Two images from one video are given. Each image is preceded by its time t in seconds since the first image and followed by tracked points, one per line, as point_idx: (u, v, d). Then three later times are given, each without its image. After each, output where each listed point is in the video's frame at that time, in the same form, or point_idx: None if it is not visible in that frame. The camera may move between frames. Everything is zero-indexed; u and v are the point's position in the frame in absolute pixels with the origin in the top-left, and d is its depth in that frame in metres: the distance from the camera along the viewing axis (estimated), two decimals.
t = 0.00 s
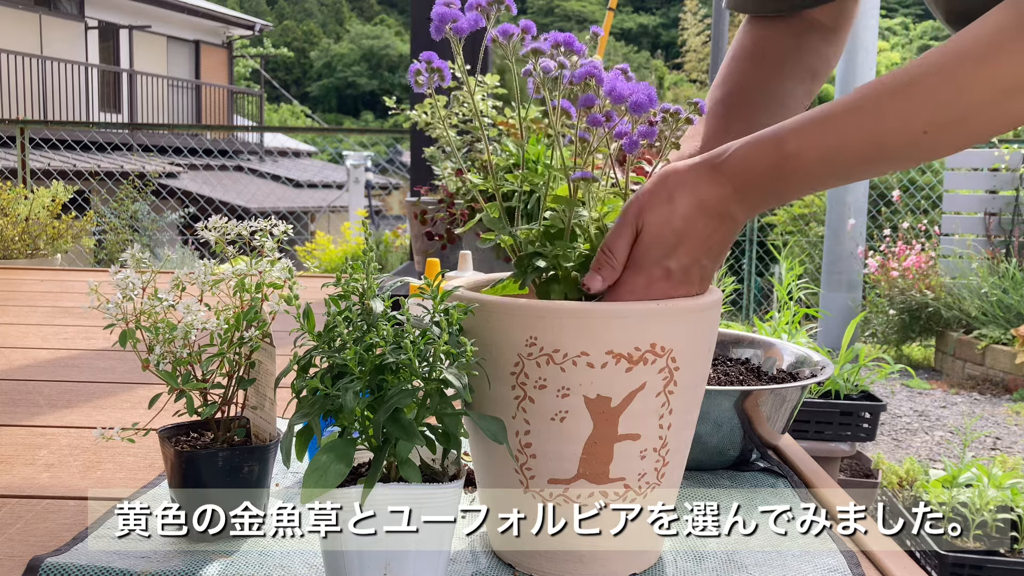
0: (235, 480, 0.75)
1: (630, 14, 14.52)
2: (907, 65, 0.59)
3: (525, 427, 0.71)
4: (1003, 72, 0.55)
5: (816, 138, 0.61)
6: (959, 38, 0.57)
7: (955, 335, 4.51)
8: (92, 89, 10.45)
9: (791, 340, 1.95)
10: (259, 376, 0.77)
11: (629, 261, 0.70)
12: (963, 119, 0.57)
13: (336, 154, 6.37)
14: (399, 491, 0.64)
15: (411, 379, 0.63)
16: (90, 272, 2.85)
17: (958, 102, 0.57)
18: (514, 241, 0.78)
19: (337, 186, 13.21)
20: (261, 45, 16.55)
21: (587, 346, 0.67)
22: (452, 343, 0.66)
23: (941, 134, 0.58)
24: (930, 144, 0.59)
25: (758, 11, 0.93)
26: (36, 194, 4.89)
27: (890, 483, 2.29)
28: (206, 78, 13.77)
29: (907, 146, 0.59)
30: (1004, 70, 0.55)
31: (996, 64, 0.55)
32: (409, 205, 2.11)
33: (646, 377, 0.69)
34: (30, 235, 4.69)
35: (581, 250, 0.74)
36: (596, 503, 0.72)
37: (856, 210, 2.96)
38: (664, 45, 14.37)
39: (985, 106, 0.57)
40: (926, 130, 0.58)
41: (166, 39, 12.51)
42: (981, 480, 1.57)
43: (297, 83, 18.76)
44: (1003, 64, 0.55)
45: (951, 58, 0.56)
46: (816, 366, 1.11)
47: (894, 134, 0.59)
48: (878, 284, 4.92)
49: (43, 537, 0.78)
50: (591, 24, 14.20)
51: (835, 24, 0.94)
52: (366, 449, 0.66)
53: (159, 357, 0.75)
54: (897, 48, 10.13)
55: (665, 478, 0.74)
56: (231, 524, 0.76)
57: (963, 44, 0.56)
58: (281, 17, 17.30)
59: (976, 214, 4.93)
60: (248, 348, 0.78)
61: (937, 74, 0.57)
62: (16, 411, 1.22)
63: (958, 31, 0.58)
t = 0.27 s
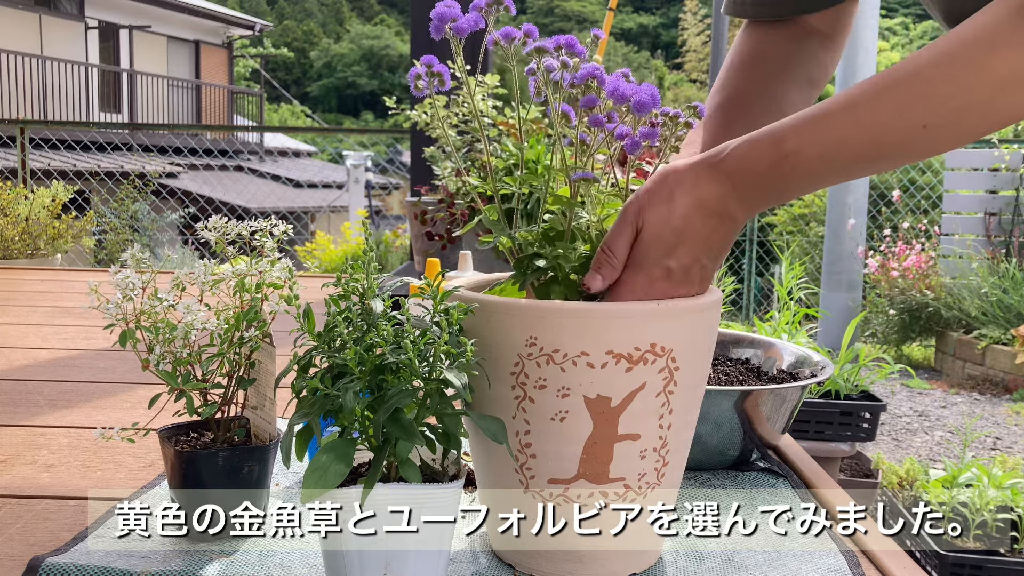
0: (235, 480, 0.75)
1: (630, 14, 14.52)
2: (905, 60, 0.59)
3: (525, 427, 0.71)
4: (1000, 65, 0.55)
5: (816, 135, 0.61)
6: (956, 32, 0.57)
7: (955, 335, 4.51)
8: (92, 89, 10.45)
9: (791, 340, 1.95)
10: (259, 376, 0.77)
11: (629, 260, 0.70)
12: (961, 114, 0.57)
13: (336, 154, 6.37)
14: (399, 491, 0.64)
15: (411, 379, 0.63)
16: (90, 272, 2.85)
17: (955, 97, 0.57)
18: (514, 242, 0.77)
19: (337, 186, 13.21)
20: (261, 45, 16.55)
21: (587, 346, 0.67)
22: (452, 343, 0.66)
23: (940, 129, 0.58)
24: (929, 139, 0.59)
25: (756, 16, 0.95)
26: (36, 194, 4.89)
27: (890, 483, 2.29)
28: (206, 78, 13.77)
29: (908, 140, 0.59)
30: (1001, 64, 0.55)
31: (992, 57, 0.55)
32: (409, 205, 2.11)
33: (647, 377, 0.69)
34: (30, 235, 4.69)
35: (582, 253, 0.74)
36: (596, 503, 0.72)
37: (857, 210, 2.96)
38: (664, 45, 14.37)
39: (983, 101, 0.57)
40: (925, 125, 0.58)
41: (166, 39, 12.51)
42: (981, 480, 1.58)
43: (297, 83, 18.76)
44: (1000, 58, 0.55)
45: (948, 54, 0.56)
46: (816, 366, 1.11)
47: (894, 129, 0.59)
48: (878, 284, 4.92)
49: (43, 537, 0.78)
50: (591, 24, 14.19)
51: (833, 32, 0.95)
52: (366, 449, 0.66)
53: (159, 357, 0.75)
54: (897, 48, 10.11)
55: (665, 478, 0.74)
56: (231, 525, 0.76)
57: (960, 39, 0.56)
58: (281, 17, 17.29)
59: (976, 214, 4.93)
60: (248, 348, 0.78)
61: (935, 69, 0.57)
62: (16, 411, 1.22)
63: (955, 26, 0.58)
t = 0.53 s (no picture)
0: (235, 480, 0.75)
1: (630, 14, 14.51)
2: (912, 52, 0.59)
3: (525, 427, 0.71)
4: (1007, 56, 0.56)
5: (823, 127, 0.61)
6: (964, 23, 0.57)
7: (955, 335, 4.51)
8: (92, 89, 10.45)
9: (791, 340, 1.95)
10: (259, 376, 0.77)
11: (634, 254, 0.70)
12: (969, 105, 0.58)
13: (336, 154, 6.37)
14: (399, 491, 0.64)
15: (411, 379, 0.63)
16: (90, 272, 2.85)
17: (964, 88, 0.57)
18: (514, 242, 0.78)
19: (337, 186, 13.22)
20: (261, 45, 16.55)
21: (587, 346, 0.67)
22: (452, 343, 0.66)
23: (949, 119, 0.59)
24: (937, 130, 0.59)
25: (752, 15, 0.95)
26: (36, 194, 4.89)
27: (890, 483, 2.29)
28: (206, 78, 13.78)
29: (914, 133, 0.60)
30: (1009, 55, 0.56)
31: (1001, 48, 0.56)
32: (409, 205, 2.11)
33: (647, 377, 0.69)
34: (30, 235, 4.69)
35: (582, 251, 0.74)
36: (596, 503, 0.72)
37: (856, 210, 2.96)
38: (664, 45, 14.37)
39: (991, 92, 0.57)
40: (933, 116, 0.58)
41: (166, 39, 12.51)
42: (981, 480, 1.58)
43: (297, 83, 18.75)
44: (1008, 48, 0.56)
45: (958, 43, 0.57)
46: (816, 366, 1.11)
47: (900, 123, 0.59)
48: (878, 284, 4.92)
49: (43, 537, 0.78)
50: (592, 24, 14.18)
51: (829, 32, 0.95)
52: (366, 449, 0.66)
53: (159, 357, 0.75)
54: (897, 48, 10.11)
55: (665, 478, 0.74)
56: (232, 524, 0.76)
57: (968, 29, 0.57)
58: (281, 17, 17.29)
59: (976, 214, 4.93)
60: (248, 348, 0.79)
61: (941, 61, 0.57)
62: (16, 411, 1.22)
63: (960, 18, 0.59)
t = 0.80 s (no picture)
0: (235, 480, 0.75)
1: (630, 14, 14.50)
2: (923, 49, 0.60)
3: (525, 427, 0.71)
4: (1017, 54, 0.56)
5: (831, 125, 0.61)
6: (975, 20, 0.58)
7: (955, 334, 4.52)
8: (92, 89, 10.45)
9: (791, 340, 1.95)
10: (259, 376, 0.77)
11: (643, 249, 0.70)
12: (979, 102, 0.58)
13: (336, 154, 6.37)
14: (399, 491, 0.64)
15: (411, 379, 0.63)
16: (90, 272, 2.85)
17: (974, 84, 0.58)
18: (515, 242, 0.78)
19: (337, 186, 13.22)
20: (261, 45, 16.55)
21: (587, 346, 0.67)
22: (451, 343, 0.66)
23: (958, 116, 0.59)
24: (945, 127, 0.60)
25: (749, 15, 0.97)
26: (36, 194, 4.89)
27: (890, 483, 2.29)
28: (206, 78, 13.78)
29: (919, 132, 0.60)
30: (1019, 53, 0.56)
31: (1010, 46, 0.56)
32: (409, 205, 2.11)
33: (647, 377, 0.69)
34: (30, 235, 4.69)
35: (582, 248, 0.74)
36: (596, 503, 0.72)
37: (856, 210, 2.96)
38: (664, 45, 14.36)
39: (1001, 89, 0.57)
40: (943, 113, 0.59)
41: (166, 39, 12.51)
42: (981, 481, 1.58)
43: (297, 83, 18.75)
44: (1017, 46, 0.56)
45: (968, 39, 0.57)
46: (816, 366, 1.11)
47: (906, 123, 0.60)
48: (878, 284, 4.92)
49: (43, 537, 0.78)
50: (592, 24, 14.17)
51: (824, 32, 0.97)
52: (366, 449, 0.66)
53: (159, 357, 0.75)
54: (897, 48, 10.10)
55: (665, 477, 0.74)
56: (232, 524, 0.76)
57: (980, 25, 0.57)
58: (281, 17, 17.29)
59: (976, 214, 4.93)
60: (248, 348, 0.79)
61: (947, 60, 0.58)
62: (16, 411, 1.22)
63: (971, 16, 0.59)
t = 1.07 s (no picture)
0: (235, 480, 0.75)
1: (630, 14, 14.49)
2: (920, 48, 0.60)
3: (525, 427, 0.71)
4: (1015, 53, 0.57)
5: (830, 124, 0.62)
6: (973, 19, 0.58)
7: (955, 335, 4.52)
8: (92, 89, 10.45)
9: (791, 340, 1.95)
10: (259, 376, 0.77)
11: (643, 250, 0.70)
12: (976, 101, 0.58)
13: (336, 154, 6.37)
14: (399, 491, 0.64)
15: (411, 379, 0.63)
16: (90, 272, 2.85)
17: (974, 83, 0.58)
18: (519, 241, 0.77)
19: (337, 186, 13.22)
20: (261, 45, 16.55)
21: (587, 346, 0.67)
22: (451, 343, 0.66)
23: (957, 115, 0.59)
24: (944, 126, 0.60)
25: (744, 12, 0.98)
26: (36, 194, 4.89)
27: (890, 483, 2.30)
28: (206, 78, 13.78)
29: (919, 130, 0.60)
30: (1017, 51, 0.57)
31: (1008, 43, 0.57)
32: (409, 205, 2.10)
33: (646, 377, 0.69)
34: (30, 235, 4.69)
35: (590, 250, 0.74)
36: (596, 503, 0.72)
37: (856, 210, 2.96)
38: (664, 45, 14.36)
39: (998, 88, 0.58)
40: (941, 112, 0.59)
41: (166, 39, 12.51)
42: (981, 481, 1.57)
43: (297, 83, 18.75)
44: (1015, 45, 0.57)
45: (965, 38, 0.58)
46: (816, 366, 1.11)
47: (905, 121, 0.60)
48: (878, 284, 4.92)
49: (43, 537, 0.78)
50: (592, 24, 14.16)
51: (813, 30, 0.99)
52: (366, 449, 0.66)
53: (159, 357, 0.75)
54: (897, 48, 10.09)
55: (665, 477, 0.74)
56: (232, 524, 0.76)
57: (976, 25, 0.58)
58: (281, 17, 17.29)
59: (976, 214, 4.93)
60: (248, 348, 0.78)
61: (946, 58, 0.58)
62: (16, 411, 1.22)
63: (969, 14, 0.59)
